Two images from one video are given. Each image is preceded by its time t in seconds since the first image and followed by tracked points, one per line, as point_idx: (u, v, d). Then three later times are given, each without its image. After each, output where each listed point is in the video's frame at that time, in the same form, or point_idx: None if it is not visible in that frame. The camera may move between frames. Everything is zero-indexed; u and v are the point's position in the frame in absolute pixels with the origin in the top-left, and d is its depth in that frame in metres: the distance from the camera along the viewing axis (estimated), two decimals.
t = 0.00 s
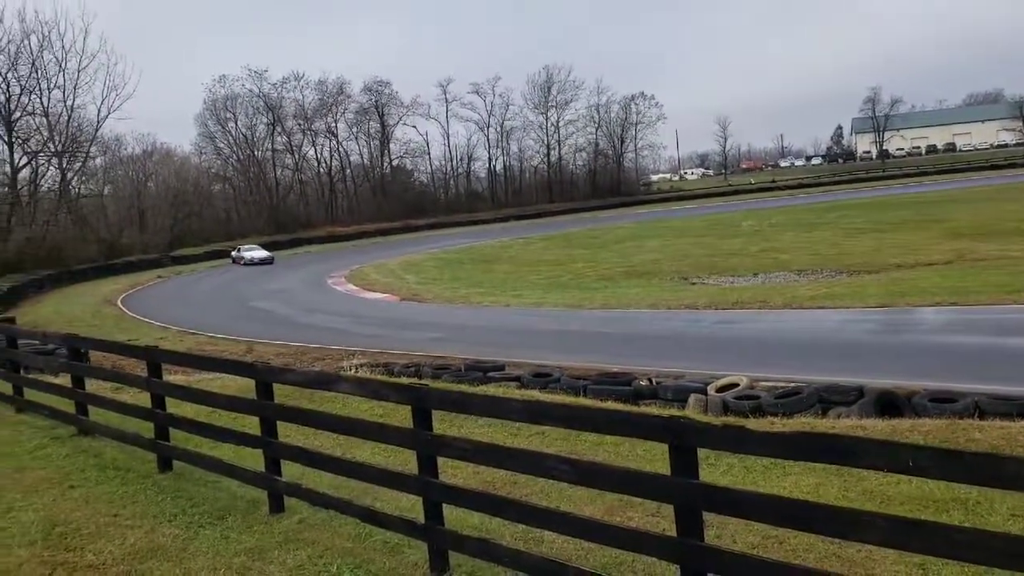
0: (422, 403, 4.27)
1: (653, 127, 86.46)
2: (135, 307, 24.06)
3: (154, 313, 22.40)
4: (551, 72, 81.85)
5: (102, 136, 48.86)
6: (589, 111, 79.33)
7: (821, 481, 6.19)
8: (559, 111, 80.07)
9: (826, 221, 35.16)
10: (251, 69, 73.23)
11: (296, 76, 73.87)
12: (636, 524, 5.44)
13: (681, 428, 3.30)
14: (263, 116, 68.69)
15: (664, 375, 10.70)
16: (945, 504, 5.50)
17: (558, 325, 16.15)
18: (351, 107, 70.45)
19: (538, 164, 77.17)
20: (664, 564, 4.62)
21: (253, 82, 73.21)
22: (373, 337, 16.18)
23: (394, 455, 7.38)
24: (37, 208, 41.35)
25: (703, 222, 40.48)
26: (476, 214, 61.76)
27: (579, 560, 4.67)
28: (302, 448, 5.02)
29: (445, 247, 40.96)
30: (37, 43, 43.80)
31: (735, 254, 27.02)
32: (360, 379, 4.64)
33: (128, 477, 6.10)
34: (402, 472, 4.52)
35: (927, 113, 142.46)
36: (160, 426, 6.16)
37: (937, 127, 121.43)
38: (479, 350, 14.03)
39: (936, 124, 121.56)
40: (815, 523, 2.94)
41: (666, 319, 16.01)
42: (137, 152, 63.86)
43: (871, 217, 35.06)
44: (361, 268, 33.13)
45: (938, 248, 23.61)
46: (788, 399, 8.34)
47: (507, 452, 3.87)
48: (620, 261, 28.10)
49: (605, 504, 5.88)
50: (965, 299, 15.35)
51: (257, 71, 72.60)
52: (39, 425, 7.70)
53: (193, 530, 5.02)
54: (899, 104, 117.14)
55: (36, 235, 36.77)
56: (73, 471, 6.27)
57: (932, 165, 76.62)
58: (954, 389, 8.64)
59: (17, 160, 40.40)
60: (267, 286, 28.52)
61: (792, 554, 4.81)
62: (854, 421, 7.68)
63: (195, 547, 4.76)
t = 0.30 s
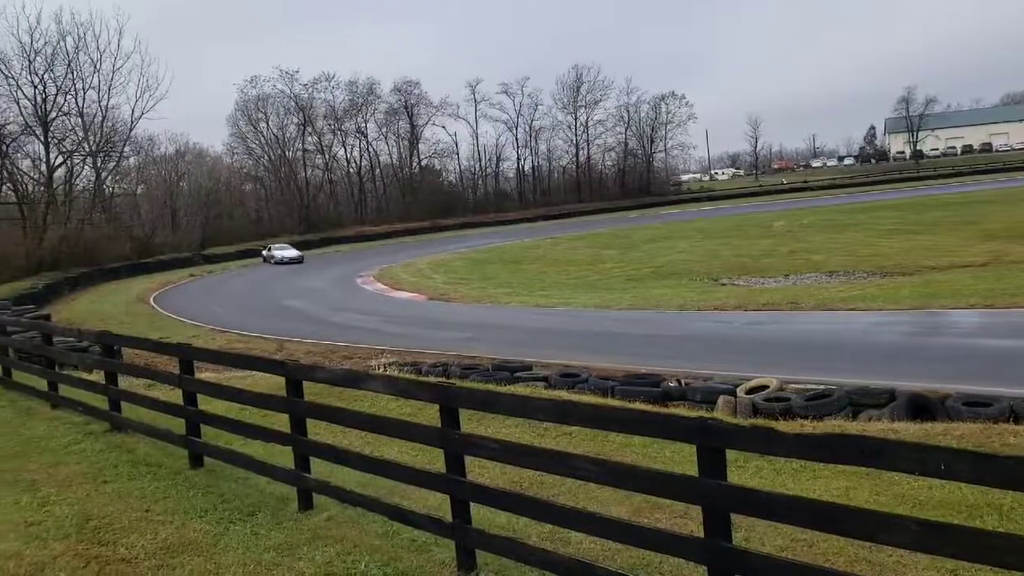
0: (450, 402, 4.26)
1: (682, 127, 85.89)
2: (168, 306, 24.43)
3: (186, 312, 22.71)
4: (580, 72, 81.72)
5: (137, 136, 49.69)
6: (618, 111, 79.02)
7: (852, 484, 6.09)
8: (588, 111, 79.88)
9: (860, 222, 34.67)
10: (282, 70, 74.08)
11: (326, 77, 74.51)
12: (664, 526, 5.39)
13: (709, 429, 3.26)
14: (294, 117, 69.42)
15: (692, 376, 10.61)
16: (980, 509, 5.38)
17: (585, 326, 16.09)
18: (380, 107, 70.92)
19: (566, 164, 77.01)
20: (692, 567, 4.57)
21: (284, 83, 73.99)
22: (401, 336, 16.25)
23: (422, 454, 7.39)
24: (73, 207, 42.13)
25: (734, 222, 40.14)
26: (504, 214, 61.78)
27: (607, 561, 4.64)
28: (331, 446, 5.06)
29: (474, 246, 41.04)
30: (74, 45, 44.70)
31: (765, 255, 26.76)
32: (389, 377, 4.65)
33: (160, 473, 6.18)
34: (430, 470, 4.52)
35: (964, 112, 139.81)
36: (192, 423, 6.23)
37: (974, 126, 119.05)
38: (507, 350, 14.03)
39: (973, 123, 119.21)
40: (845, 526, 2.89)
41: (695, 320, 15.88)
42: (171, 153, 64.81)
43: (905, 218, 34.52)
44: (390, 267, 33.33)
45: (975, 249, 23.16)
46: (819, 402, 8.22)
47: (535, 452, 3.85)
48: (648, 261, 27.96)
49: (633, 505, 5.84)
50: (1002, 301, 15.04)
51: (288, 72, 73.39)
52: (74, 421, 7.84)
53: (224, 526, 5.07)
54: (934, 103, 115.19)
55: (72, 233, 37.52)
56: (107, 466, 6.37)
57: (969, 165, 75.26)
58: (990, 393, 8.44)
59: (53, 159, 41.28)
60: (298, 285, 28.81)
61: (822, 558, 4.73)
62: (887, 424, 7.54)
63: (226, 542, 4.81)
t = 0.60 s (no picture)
0: (463, 401, 4.27)
1: (696, 127, 85.61)
2: (182, 303, 24.58)
3: (200, 309, 22.84)
4: (593, 71, 81.60)
5: (151, 134, 50.01)
6: (631, 111, 78.82)
7: (865, 485, 6.06)
8: (602, 110, 79.76)
9: (874, 223, 34.47)
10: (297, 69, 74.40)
11: (340, 76, 74.75)
12: (676, 525, 5.39)
13: (722, 429, 3.26)
14: (308, 116, 69.67)
15: (704, 377, 10.59)
16: (994, 512, 5.33)
17: (597, 325, 16.07)
18: (393, 106, 71.04)
19: (579, 164, 76.91)
20: (703, 567, 4.57)
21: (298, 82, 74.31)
22: (413, 335, 16.28)
23: (433, 452, 7.41)
24: (88, 205, 42.50)
25: (747, 223, 39.98)
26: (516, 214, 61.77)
27: (618, 560, 4.63)
28: (344, 443, 5.08)
29: (486, 246, 41.06)
30: (90, 43, 45.00)
31: (779, 255, 26.65)
32: (402, 375, 4.66)
33: (174, 470, 6.23)
34: (442, 468, 4.54)
35: (981, 113, 138.66)
36: (206, 419, 6.27)
37: (991, 127, 118.04)
38: (520, 349, 14.04)
39: (990, 124, 118.15)
40: (857, 527, 2.88)
41: (708, 320, 15.84)
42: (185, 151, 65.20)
43: (921, 219, 34.27)
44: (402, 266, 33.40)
45: (992, 251, 22.97)
46: (832, 403, 8.19)
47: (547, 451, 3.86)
48: (661, 261, 27.90)
49: (645, 505, 5.83)
50: (1018, 303, 14.91)
51: (303, 71, 73.68)
52: (89, 418, 7.90)
53: (237, 522, 5.10)
54: (950, 104, 114.35)
55: (87, 231, 37.82)
56: (121, 463, 6.41)
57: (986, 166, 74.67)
58: (1004, 395, 8.37)
59: (68, 158, 41.72)
60: (311, 283, 28.90)
61: (834, 559, 4.71)
62: (899, 426, 7.50)
63: (239, 538, 4.84)
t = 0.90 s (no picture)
0: (472, 399, 4.28)
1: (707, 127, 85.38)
2: (193, 301, 24.69)
3: (211, 307, 22.94)
4: (604, 71, 81.52)
5: (164, 132, 50.29)
6: (642, 111, 78.70)
7: (874, 487, 6.03)
8: (612, 110, 79.68)
9: (886, 224, 34.31)
10: (308, 68, 74.68)
11: (351, 75, 74.95)
12: (684, 525, 5.38)
13: (731, 429, 3.25)
14: (319, 114, 69.89)
15: (713, 377, 10.56)
16: (1004, 515, 5.29)
17: (606, 325, 16.07)
18: (404, 105, 71.16)
19: (589, 164, 76.85)
20: (712, 567, 4.57)
21: (309, 80, 74.58)
22: (422, 334, 16.30)
23: (442, 449, 7.42)
24: (100, 201, 42.77)
25: (758, 223, 39.87)
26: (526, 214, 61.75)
27: (626, 560, 4.63)
28: (352, 440, 5.11)
29: (496, 245, 41.09)
30: (102, 41, 45.28)
31: (789, 256, 26.58)
32: (410, 373, 4.68)
33: (185, 465, 6.26)
34: (450, 465, 4.55)
35: (995, 113, 137.84)
36: (216, 415, 6.31)
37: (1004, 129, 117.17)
38: (529, 348, 14.05)
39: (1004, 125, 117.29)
40: (865, 527, 2.87)
41: (717, 320, 15.80)
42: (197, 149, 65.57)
43: (933, 221, 34.08)
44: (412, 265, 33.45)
45: (1005, 253, 22.84)
46: (841, 404, 8.15)
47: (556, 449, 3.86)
48: (671, 261, 27.87)
49: (653, 504, 5.82)
50: None
51: (314, 70, 73.92)
52: (99, 413, 7.95)
53: (246, 518, 5.12)
54: (963, 105, 113.67)
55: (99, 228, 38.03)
56: (131, 458, 6.45)
57: (999, 167, 74.23)
58: (1016, 397, 8.31)
59: (81, 155, 42.01)
60: (321, 281, 28.99)
61: (843, 560, 4.70)
62: (909, 428, 7.45)
63: (248, 534, 4.86)
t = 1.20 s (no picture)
0: (477, 398, 4.29)
1: (713, 127, 85.20)
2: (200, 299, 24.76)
3: (217, 305, 22.99)
4: (611, 70, 81.43)
5: (171, 130, 50.42)
6: (649, 110, 78.59)
7: (879, 487, 6.02)
8: (619, 109, 79.59)
9: (894, 224, 34.20)
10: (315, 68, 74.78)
11: (357, 74, 74.94)
12: (689, 524, 5.37)
13: (736, 429, 3.25)
14: (325, 113, 69.98)
15: (718, 378, 10.54)
16: (1010, 516, 5.27)
17: (612, 325, 16.07)
18: (410, 104, 71.20)
19: (595, 163, 76.80)
20: (717, 567, 4.55)
21: (316, 79, 74.54)
22: (428, 333, 16.31)
23: (446, 448, 7.43)
24: (107, 200, 42.95)
25: (765, 223, 39.77)
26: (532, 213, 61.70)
27: (631, 559, 4.63)
28: (359, 437, 5.12)
29: (502, 244, 41.10)
30: (110, 40, 45.46)
31: (796, 256, 26.52)
32: (416, 373, 4.68)
33: (190, 463, 6.28)
34: (456, 463, 4.55)
35: (1002, 113, 137.34)
36: (222, 414, 6.32)
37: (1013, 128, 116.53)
38: (534, 348, 14.06)
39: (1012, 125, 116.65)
40: (872, 527, 2.86)
41: (722, 321, 15.78)
42: (204, 148, 65.68)
43: (941, 221, 33.93)
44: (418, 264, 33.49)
45: (1013, 253, 22.74)
46: (847, 404, 8.12)
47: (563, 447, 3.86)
48: (677, 261, 27.85)
49: (658, 504, 5.80)
50: None
51: (320, 70, 74.03)
52: (105, 411, 7.98)
53: (251, 517, 5.14)
54: (971, 105, 113.18)
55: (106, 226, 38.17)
56: (137, 456, 6.47)
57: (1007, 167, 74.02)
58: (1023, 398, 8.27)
59: (88, 153, 42.21)
60: (327, 281, 29.03)
61: (848, 560, 4.69)
62: (915, 429, 7.41)
63: (254, 532, 4.88)
